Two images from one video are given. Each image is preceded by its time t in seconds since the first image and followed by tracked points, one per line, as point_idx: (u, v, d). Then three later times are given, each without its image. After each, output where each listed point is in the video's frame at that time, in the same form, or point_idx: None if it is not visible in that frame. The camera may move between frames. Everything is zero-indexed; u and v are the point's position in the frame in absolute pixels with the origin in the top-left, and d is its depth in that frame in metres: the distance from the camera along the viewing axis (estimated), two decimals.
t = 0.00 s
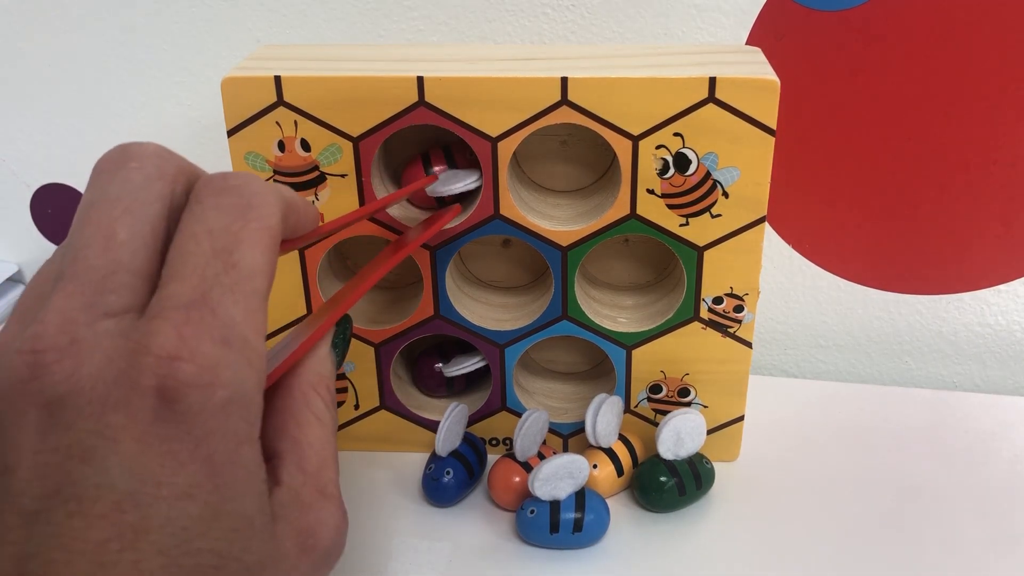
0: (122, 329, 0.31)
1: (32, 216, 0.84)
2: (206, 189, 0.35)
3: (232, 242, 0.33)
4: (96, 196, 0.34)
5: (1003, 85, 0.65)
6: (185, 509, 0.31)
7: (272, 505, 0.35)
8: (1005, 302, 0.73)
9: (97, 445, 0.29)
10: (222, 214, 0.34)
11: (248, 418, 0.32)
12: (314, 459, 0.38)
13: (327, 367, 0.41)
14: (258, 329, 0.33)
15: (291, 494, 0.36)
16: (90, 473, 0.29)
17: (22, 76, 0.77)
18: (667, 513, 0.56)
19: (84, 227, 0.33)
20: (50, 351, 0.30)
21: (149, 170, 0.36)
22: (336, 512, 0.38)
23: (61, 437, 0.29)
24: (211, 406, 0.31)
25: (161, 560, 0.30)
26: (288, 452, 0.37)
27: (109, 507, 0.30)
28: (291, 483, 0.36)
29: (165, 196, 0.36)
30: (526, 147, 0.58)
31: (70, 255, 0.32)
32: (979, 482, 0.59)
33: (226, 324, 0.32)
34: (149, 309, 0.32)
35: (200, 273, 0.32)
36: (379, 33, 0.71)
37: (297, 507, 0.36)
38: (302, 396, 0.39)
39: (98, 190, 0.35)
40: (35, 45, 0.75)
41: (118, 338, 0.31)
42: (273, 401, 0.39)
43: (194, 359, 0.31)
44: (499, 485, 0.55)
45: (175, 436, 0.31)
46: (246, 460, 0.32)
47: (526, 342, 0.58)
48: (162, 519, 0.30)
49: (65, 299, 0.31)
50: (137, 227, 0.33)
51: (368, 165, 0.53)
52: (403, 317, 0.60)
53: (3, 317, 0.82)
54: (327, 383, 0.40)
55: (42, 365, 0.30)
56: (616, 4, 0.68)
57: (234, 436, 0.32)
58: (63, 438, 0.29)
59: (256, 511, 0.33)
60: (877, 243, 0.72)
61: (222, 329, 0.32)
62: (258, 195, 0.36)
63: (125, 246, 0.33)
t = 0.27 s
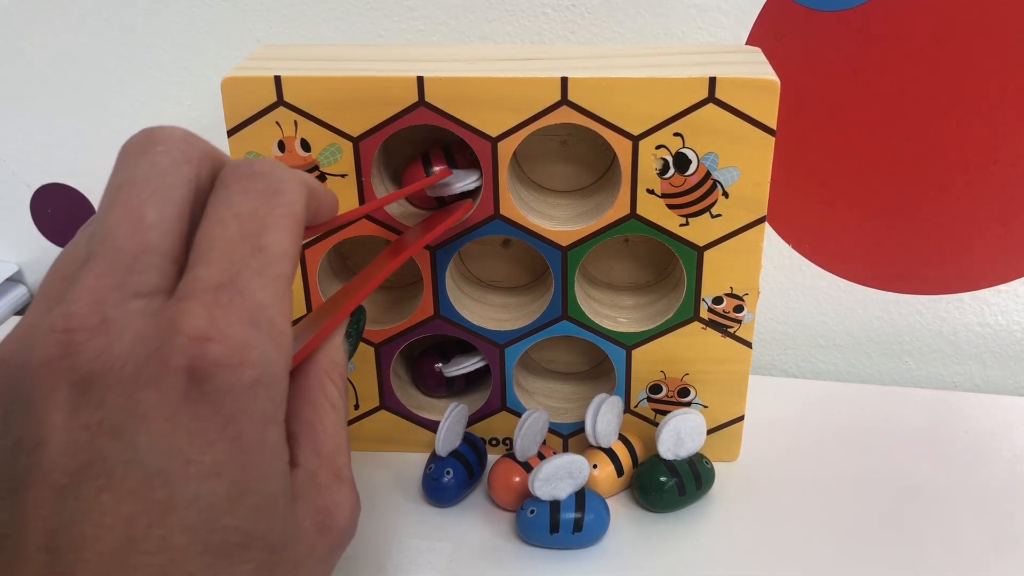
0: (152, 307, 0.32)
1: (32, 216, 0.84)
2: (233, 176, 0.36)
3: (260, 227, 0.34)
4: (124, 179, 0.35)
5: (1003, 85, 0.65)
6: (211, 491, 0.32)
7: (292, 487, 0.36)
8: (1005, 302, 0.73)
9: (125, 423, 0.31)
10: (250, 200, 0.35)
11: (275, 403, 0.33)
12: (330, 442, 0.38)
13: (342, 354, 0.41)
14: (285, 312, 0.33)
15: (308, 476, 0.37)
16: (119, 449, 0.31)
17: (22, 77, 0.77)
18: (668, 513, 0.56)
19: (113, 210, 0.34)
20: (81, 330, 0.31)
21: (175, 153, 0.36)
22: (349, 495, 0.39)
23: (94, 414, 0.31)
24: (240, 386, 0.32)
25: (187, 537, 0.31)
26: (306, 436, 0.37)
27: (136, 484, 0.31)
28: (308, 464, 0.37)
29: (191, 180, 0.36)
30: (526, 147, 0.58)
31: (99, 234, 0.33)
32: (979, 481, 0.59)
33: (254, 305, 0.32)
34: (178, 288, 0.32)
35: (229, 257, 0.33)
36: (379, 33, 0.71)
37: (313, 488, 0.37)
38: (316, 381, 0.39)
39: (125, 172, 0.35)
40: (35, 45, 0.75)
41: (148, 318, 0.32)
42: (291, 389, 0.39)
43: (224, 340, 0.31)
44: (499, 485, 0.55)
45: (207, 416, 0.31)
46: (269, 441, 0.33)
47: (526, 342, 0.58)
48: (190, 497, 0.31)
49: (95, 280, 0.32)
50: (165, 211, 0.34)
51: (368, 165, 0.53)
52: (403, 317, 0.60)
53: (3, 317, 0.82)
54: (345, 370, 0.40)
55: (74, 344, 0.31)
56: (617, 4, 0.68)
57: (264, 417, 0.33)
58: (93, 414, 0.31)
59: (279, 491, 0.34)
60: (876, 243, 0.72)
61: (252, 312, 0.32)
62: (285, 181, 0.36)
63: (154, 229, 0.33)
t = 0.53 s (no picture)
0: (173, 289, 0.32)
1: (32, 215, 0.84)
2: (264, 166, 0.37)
3: (292, 217, 0.35)
4: (164, 161, 0.35)
5: (1002, 85, 0.65)
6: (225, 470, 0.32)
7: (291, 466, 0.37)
8: (1005, 302, 0.73)
9: (144, 402, 0.31)
10: (283, 189, 0.36)
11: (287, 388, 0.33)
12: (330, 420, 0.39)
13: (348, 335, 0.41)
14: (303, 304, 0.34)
15: (309, 454, 0.38)
16: (135, 427, 0.31)
17: (22, 77, 0.77)
18: (668, 513, 0.56)
19: (150, 191, 0.34)
20: (103, 308, 0.31)
21: (219, 141, 0.36)
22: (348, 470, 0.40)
23: (116, 392, 0.31)
24: (258, 370, 0.32)
25: (202, 514, 0.32)
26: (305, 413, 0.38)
27: (153, 460, 0.31)
28: (309, 442, 0.38)
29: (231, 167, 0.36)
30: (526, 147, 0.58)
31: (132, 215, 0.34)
32: (978, 481, 0.59)
33: (276, 294, 0.33)
34: (204, 272, 0.32)
35: (257, 244, 0.33)
36: (379, 33, 0.71)
37: (314, 465, 0.38)
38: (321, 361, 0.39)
39: (167, 155, 0.36)
40: (35, 45, 0.75)
41: (170, 299, 0.32)
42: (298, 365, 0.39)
43: (245, 325, 0.32)
44: (499, 485, 0.55)
45: (221, 398, 0.32)
46: (281, 425, 0.33)
47: (526, 342, 0.58)
48: (205, 475, 0.32)
49: (122, 258, 0.32)
50: (202, 196, 0.34)
51: (368, 165, 0.53)
52: (403, 317, 0.60)
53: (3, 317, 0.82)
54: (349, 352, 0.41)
55: (95, 321, 0.31)
56: (617, 4, 0.68)
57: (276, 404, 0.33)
58: (111, 392, 0.31)
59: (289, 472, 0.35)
60: (876, 243, 0.72)
61: (273, 300, 0.33)
62: (318, 173, 0.37)
63: (188, 213, 0.34)
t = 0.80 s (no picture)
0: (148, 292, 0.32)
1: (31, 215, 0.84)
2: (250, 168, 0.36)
3: (276, 221, 0.34)
4: (151, 163, 0.35)
5: (1003, 85, 0.65)
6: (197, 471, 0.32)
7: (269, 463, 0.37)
8: (1005, 301, 0.73)
9: (117, 405, 0.31)
10: (270, 193, 0.35)
11: (258, 390, 0.34)
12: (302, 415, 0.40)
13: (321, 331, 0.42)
14: (278, 308, 0.34)
15: (282, 451, 0.39)
16: (108, 430, 0.31)
17: (22, 78, 0.77)
18: (668, 513, 0.56)
19: (135, 194, 0.34)
20: (77, 310, 0.31)
21: (207, 144, 0.36)
22: (319, 463, 0.40)
23: (89, 395, 0.31)
24: (230, 375, 0.32)
25: (176, 514, 0.32)
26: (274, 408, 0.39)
27: (126, 461, 0.31)
28: (281, 440, 0.39)
29: (218, 171, 0.36)
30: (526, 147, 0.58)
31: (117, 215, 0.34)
32: (978, 481, 0.59)
33: (253, 300, 0.33)
34: (181, 275, 0.32)
35: (238, 248, 0.33)
36: (379, 33, 0.71)
37: (286, 463, 0.39)
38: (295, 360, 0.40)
39: (154, 155, 0.35)
40: (35, 45, 0.75)
41: (146, 301, 0.32)
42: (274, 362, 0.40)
43: (220, 330, 0.32)
44: (499, 486, 0.55)
45: (196, 401, 0.32)
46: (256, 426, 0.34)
47: (526, 342, 0.58)
48: (178, 476, 0.32)
49: (101, 262, 0.32)
50: (185, 200, 0.34)
51: (368, 165, 0.53)
52: (403, 316, 0.60)
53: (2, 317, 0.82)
54: (320, 350, 0.42)
55: (68, 323, 0.31)
56: (617, 4, 0.68)
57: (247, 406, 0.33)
58: (84, 395, 0.31)
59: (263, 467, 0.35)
60: (876, 243, 0.72)
61: (249, 309, 0.33)
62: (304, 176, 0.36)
63: (170, 217, 0.33)
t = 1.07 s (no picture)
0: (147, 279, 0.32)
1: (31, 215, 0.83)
2: (254, 160, 0.36)
3: (279, 218, 0.34)
4: (157, 153, 0.35)
5: (1003, 85, 0.65)
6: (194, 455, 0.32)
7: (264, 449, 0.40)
8: (1005, 302, 0.73)
9: (113, 388, 0.31)
10: (274, 187, 0.35)
11: (252, 376, 0.34)
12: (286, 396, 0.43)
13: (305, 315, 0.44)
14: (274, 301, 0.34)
15: (270, 433, 0.41)
16: (104, 412, 0.31)
17: (23, 78, 0.77)
18: (668, 513, 0.56)
19: (139, 183, 0.34)
20: (76, 296, 0.32)
21: (214, 137, 0.36)
22: (305, 444, 0.42)
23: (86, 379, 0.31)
24: (225, 362, 0.33)
25: (171, 494, 0.32)
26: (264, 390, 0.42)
27: (123, 442, 0.31)
28: (269, 421, 0.42)
29: (224, 164, 0.36)
30: (526, 145, 0.58)
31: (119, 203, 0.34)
32: (978, 481, 0.59)
33: (251, 292, 0.33)
34: (180, 264, 0.32)
35: (239, 240, 0.33)
36: (379, 33, 0.71)
37: (275, 444, 0.41)
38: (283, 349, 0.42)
39: (160, 145, 0.35)
40: (35, 45, 0.75)
41: (146, 286, 0.32)
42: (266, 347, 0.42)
43: (218, 321, 0.32)
44: (499, 485, 0.55)
45: (192, 387, 0.32)
46: (247, 411, 0.34)
47: (526, 340, 0.58)
48: (173, 458, 0.32)
49: (102, 249, 0.32)
50: (190, 191, 0.34)
51: (368, 163, 0.53)
52: (403, 315, 0.60)
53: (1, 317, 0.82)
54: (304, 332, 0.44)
55: (65, 309, 0.31)
56: (617, 4, 0.68)
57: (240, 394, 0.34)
58: (81, 378, 0.31)
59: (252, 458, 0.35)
60: (875, 243, 0.72)
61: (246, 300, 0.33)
62: (309, 172, 0.36)
63: (174, 208, 0.33)
